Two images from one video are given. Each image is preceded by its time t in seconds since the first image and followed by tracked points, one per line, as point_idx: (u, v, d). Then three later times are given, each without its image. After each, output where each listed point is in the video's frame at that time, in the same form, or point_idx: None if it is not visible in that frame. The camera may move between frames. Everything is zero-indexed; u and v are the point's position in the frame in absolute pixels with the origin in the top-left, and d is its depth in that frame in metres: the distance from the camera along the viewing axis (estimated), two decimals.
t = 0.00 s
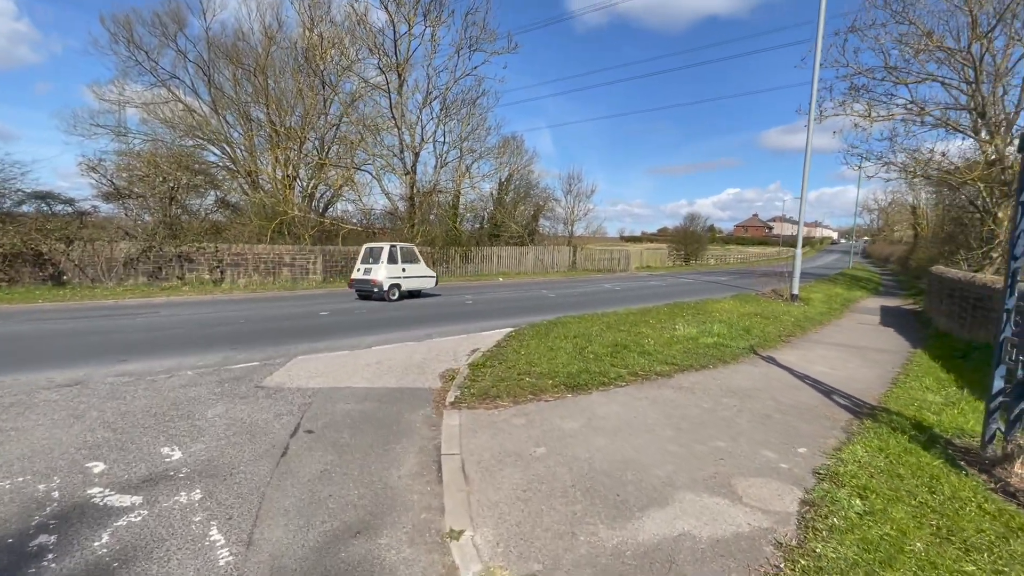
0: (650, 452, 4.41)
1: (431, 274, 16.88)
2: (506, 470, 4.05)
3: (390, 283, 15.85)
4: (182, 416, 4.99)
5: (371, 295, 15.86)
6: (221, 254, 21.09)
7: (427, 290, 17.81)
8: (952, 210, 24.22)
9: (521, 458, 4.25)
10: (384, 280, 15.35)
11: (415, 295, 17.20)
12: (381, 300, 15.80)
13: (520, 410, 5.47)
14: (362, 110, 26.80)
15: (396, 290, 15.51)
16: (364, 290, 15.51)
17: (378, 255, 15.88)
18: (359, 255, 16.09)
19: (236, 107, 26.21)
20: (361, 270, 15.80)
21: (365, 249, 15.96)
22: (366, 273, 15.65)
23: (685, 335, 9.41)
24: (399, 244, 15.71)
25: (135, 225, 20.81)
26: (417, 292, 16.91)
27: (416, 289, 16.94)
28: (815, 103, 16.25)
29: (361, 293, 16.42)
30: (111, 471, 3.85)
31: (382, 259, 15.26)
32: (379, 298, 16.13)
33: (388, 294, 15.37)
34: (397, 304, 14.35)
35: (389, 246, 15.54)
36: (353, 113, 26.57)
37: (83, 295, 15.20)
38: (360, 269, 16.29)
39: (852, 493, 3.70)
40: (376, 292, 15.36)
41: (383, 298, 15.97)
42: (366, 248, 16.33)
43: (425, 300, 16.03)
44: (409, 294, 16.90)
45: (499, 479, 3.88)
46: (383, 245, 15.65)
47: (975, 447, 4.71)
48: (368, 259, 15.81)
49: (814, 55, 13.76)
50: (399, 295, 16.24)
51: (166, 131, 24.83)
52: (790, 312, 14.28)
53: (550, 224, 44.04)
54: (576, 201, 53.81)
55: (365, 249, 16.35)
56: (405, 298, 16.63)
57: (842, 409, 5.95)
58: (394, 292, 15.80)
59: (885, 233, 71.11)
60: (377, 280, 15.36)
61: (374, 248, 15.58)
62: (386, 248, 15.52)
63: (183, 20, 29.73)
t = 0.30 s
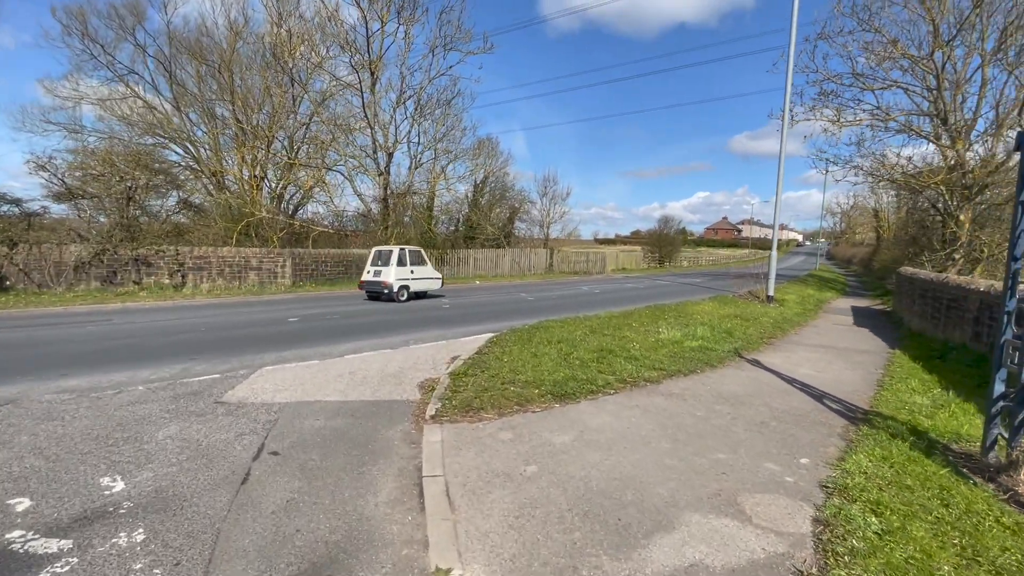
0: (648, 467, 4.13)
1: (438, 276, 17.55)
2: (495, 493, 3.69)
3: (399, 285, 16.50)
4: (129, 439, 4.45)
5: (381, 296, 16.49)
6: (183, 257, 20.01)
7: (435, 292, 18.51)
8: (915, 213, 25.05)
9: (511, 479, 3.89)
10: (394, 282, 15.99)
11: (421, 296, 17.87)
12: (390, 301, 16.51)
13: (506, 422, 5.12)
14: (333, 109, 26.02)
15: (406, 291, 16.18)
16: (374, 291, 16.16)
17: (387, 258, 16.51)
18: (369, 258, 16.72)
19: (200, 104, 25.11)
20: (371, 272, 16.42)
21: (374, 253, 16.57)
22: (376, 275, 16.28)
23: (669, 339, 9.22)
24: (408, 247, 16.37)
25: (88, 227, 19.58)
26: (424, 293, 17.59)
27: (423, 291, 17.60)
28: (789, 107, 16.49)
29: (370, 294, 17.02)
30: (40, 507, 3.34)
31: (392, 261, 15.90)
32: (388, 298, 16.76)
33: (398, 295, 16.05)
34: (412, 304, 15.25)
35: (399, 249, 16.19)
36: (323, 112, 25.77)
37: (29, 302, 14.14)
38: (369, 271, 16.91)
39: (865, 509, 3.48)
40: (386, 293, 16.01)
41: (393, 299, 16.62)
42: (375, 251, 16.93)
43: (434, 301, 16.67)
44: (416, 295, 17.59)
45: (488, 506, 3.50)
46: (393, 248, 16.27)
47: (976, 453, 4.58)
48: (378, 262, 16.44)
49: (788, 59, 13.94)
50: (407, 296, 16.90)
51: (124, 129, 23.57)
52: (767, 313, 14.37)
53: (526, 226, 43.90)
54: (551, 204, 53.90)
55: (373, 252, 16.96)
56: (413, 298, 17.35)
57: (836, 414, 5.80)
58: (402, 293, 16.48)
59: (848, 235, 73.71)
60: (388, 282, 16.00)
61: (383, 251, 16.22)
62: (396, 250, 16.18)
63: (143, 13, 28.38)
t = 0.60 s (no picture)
0: (655, 492, 3.81)
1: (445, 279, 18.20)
2: (491, 529, 3.30)
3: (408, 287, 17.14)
4: (67, 473, 3.88)
5: (390, 297, 17.10)
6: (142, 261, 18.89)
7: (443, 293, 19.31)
8: (881, 217, 25.76)
9: (508, 512, 3.51)
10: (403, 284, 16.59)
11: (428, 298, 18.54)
12: (400, 303, 17.13)
13: (495, 442, 4.73)
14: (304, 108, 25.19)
15: (415, 293, 16.81)
16: (384, 293, 16.77)
17: (396, 262, 17.13)
18: (379, 261, 17.34)
19: (163, 101, 23.91)
20: (381, 275, 17.03)
21: (384, 256, 17.20)
22: (386, 277, 16.88)
23: (657, 345, 8.98)
24: (417, 251, 17.00)
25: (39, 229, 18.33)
26: (431, 296, 18.24)
27: (432, 293, 18.27)
28: (766, 112, 16.64)
29: (379, 296, 17.61)
30: None
31: (401, 264, 16.55)
32: (397, 300, 17.34)
33: (408, 297, 16.69)
34: (427, 305, 16.23)
35: (408, 252, 16.82)
36: (294, 111, 24.92)
37: None
38: (379, 274, 17.48)
39: (891, 535, 3.24)
40: (396, 295, 16.64)
41: (402, 301, 17.23)
42: (384, 255, 17.51)
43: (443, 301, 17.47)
44: (424, 297, 18.26)
45: (484, 544, 3.12)
46: (402, 252, 16.89)
47: (986, 467, 4.43)
48: (388, 265, 17.08)
49: (766, 64, 14.00)
50: (417, 298, 17.55)
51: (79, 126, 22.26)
52: (748, 317, 14.37)
53: (503, 229, 43.62)
54: (529, 207, 53.80)
55: (383, 256, 17.56)
56: (421, 300, 18.00)
57: (837, 425, 5.61)
58: (411, 295, 17.12)
59: (813, 239, 75.99)
60: (398, 284, 16.60)
61: (393, 255, 16.84)
62: (406, 254, 16.83)
63: (100, 5, 26.97)
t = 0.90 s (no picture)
0: (676, 512, 3.54)
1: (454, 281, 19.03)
2: (504, 561, 2.97)
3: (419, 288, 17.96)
4: (10, 505, 3.38)
5: (401, 298, 17.95)
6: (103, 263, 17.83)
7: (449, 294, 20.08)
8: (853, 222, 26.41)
9: (519, 539, 3.19)
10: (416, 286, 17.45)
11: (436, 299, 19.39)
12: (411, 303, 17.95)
13: (496, 456, 4.42)
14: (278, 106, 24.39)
15: (426, 294, 17.64)
16: (396, 294, 17.58)
17: (407, 264, 17.96)
18: (391, 264, 18.18)
19: (127, 96, 22.74)
20: (393, 277, 17.87)
21: (396, 259, 18.04)
22: (398, 279, 17.74)
23: (650, 349, 8.81)
24: (428, 253, 17.85)
25: None
26: (440, 296, 19.07)
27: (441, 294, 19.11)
28: (747, 116, 16.77)
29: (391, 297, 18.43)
30: None
31: (413, 267, 17.42)
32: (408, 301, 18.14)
33: (419, 297, 17.54)
34: (439, 304, 17.16)
35: (420, 255, 17.69)
36: (267, 108, 24.09)
37: None
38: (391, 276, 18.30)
39: (930, 555, 3.06)
40: (409, 296, 17.50)
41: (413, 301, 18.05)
42: (395, 257, 18.31)
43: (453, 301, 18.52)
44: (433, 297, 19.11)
45: None
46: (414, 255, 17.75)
47: (1001, 475, 4.33)
48: (399, 267, 17.93)
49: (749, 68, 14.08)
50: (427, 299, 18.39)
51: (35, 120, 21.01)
52: (733, 319, 14.37)
53: (483, 232, 43.34)
54: (508, 210, 53.67)
55: (394, 258, 18.36)
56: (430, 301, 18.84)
57: (844, 431, 5.47)
58: (422, 296, 17.98)
59: (783, 243, 77.83)
60: (410, 285, 17.47)
61: (405, 258, 17.70)
62: (418, 256, 17.70)
63: None
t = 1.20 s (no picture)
0: (693, 539, 3.30)
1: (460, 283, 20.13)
2: None
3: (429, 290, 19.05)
4: None
5: (412, 299, 19.03)
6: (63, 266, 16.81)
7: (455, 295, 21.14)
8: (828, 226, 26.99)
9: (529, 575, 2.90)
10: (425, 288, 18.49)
11: (444, 300, 20.44)
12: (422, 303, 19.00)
13: (495, 476, 4.13)
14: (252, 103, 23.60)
15: (435, 295, 18.67)
16: (407, 294, 18.67)
17: (418, 267, 19.09)
18: (402, 266, 19.27)
19: (91, 92, 21.66)
20: (403, 279, 18.95)
21: (407, 262, 19.17)
22: (408, 281, 18.82)
23: (642, 356, 8.63)
24: (437, 257, 18.97)
25: None
26: (447, 297, 20.14)
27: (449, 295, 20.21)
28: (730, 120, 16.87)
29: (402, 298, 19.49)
30: None
31: (423, 269, 18.55)
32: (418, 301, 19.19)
33: (428, 298, 18.61)
34: (448, 304, 18.19)
35: (430, 259, 18.80)
36: (240, 105, 23.28)
37: None
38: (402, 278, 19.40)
39: None
40: (419, 297, 18.56)
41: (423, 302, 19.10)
42: (406, 260, 19.42)
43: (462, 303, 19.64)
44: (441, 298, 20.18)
45: None
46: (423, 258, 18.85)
47: (1012, 487, 4.23)
48: (410, 270, 19.05)
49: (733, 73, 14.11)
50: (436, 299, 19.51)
51: None
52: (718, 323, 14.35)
53: (463, 234, 42.99)
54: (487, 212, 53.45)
55: (404, 261, 19.47)
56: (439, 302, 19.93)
57: (848, 442, 5.35)
58: (432, 297, 19.02)
59: (757, 246, 79.53)
60: (420, 287, 18.53)
61: (416, 261, 18.83)
62: (427, 260, 18.82)
63: None
